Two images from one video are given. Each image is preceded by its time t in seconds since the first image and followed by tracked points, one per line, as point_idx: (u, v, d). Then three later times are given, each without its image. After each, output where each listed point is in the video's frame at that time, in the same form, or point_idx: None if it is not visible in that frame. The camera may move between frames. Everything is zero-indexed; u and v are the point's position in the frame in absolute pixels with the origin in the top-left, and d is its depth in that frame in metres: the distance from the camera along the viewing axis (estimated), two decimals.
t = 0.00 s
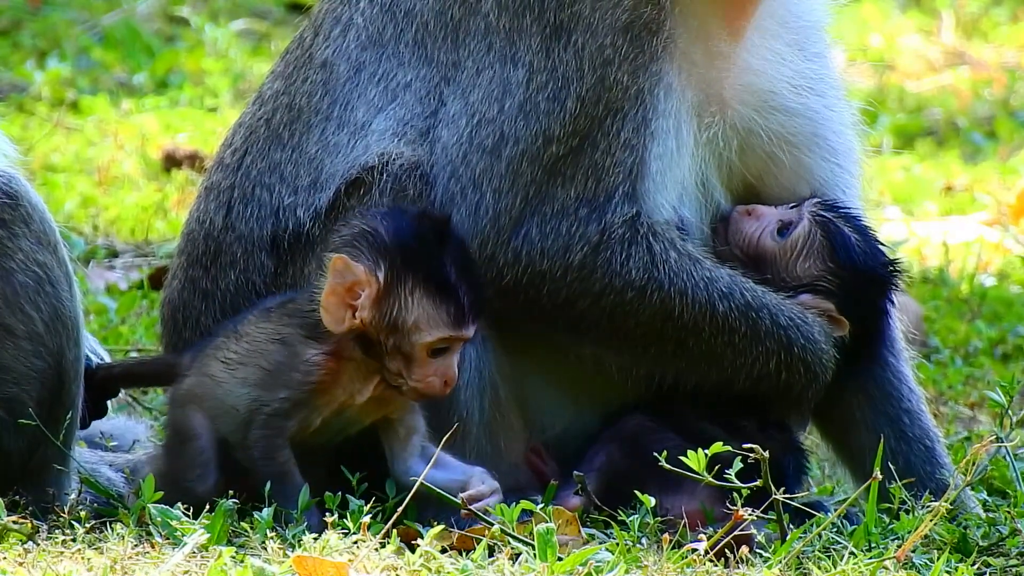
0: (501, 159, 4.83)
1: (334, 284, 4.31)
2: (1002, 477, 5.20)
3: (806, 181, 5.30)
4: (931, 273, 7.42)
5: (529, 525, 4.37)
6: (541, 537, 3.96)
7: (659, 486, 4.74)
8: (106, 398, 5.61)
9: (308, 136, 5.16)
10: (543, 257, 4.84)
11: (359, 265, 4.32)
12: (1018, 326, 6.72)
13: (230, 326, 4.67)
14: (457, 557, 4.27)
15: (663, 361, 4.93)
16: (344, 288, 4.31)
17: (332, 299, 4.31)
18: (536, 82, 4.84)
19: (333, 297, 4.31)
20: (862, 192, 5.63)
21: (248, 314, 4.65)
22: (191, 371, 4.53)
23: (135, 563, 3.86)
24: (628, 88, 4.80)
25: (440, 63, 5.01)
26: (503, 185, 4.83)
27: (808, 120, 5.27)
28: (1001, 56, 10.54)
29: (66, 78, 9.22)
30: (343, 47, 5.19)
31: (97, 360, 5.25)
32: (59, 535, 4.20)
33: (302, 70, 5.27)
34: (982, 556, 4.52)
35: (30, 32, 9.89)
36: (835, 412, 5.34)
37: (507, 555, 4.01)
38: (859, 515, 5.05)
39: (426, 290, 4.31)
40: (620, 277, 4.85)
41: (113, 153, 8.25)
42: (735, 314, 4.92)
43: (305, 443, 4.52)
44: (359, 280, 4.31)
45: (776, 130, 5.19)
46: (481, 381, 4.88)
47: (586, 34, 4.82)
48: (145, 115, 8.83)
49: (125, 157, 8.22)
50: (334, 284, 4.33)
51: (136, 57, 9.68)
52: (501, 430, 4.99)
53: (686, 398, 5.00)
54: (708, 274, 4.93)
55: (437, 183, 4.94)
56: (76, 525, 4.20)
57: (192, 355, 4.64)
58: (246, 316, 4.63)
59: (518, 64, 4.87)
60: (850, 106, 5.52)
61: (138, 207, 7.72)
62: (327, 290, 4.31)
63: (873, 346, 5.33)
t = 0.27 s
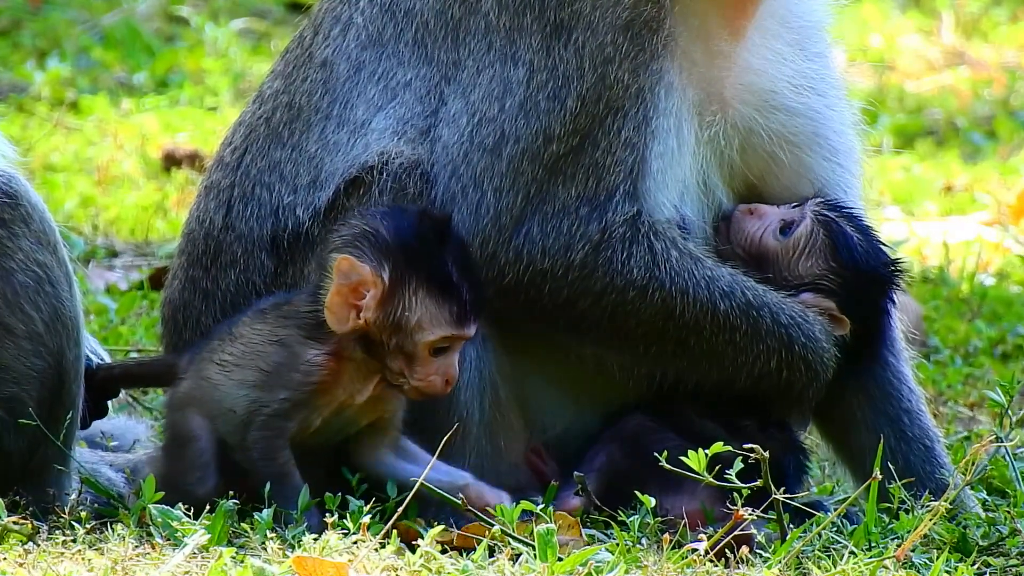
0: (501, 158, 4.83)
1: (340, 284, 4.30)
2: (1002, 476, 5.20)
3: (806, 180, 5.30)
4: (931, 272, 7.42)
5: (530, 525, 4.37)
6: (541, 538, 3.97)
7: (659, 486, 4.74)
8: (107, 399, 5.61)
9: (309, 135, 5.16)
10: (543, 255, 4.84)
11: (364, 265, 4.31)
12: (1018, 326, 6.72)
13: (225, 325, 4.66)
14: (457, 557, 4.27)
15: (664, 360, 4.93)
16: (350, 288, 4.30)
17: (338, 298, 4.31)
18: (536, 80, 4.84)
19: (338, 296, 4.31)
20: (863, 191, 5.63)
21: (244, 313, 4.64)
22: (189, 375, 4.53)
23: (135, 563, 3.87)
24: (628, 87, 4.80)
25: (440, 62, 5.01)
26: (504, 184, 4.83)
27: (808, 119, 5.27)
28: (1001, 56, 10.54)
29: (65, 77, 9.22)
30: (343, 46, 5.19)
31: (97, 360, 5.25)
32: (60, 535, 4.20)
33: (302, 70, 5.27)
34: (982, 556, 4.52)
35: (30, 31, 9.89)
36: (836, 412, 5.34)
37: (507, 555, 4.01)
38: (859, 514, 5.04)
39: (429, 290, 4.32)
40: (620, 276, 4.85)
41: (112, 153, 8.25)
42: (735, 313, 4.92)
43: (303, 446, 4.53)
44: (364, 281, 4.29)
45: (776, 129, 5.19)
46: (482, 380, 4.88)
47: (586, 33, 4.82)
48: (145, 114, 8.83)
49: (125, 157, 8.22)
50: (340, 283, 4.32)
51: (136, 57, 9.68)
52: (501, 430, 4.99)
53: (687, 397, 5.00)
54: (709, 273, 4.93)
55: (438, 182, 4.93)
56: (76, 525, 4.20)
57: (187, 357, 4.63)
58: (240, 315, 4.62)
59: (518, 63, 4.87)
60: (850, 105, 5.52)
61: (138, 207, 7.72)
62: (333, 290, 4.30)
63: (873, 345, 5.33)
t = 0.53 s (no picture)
0: (501, 160, 4.84)
1: (374, 287, 4.32)
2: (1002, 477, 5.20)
3: (806, 181, 5.30)
4: (931, 273, 7.42)
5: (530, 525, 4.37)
6: (541, 538, 3.97)
7: (660, 486, 4.74)
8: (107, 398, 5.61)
9: (309, 137, 5.16)
10: (543, 257, 4.84)
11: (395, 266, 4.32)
12: (1018, 327, 6.72)
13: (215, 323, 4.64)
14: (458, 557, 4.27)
15: (664, 362, 4.93)
16: (385, 290, 4.32)
17: (374, 302, 4.33)
18: (536, 82, 4.84)
19: (375, 299, 4.33)
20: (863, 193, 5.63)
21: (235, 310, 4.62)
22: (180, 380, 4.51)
23: (136, 563, 3.87)
24: (628, 89, 4.80)
25: (441, 64, 5.01)
26: (504, 186, 4.84)
27: (809, 121, 5.27)
28: (1001, 56, 10.54)
29: (65, 78, 9.23)
30: (343, 48, 5.20)
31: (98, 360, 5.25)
32: (60, 535, 4.20)
33: (302, 72, 5.28)
34: (982, 556, 4.53)
35: (30, 32, 9.89)
36: (836, 413, 5.34)
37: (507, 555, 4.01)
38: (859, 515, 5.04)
39: (454, 284, 4.38)
40: (620, 278, 4.85)
41: (113, 153, 8.25)
42: (735, 315, 4.92)
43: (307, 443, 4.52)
44: (398, 283, 4.31)
45: (777, 131, 5.19)
46: (481, 381, 4.87)
47: (586, 35, 4.83)
48: (145, 114, 8.83)
49: (125, 157, 8.22)
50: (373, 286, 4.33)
51: (137, 57, 9.68)
52: (502, 430, 4.99)
53: (687, 399, 4.99)
54: (709, 274, 4.94)
55: (438, 184, 4.94)
56: (76, 525, 4.20)
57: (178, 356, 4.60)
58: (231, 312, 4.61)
59: (518, 65, 4.87)
60: (850, 107, 5.53)
61: (138, 207, 7.72)
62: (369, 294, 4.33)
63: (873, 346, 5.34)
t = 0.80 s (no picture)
0: (501, 161, 4.84)
1: (397, 302, 4.37)
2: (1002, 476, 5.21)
3: (805, 181, 5.30)
4: (931, 272, 7.42)
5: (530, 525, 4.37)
6: (541, 537, 3.97)
7: (660, 486, 4.74)
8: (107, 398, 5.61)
9: (309, 137, 5.17)
10: (542, 258, 4.85)
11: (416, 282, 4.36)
12: (1018, 326, 6.73)
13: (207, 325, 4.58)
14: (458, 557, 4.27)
15: (663, 362, 4.93)
16: (406, 306, 4.36)
17: (395, 317, 4.38)
18: (536, 83, 4.84)
19: (395, 314, 4.38)
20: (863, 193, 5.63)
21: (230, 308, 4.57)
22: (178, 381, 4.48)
23: (136, 563, 3.87)
24: (628, 89, 4.80)
25: (440, 64, 5.01)
26: (503, 187, 4.84)
27: (808, 121, 5.27)
28: (1001, 56, 10.54)
29: (66, 77, 9.22)
30: (343, 48, 5.20)
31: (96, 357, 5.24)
32: (60, 535, 4.20)
33: (302, 72, 5.28)
34: (982, 556, 4.53)
35: (30, 31, 9.89)
36: (836, 412, 5.34)
37: (507, 554, 4.01)
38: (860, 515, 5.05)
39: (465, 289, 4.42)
40: (620, 278, 4.85)
41: (113, 152, 8.25)
42: (735, 315, 4.92)
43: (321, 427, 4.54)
44: (417, 299, 4.36)
45: (776, 131, 5.19)
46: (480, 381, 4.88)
47: (586, 35, 4.83)
48: (145, 114, 8.83)
49: (125, 156, 8.22)
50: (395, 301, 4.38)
51: (137, 56, 9.68)
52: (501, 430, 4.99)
53: (686, 398, 4.99)
54: (709, 274, 4.94)
55: (438, 184, 4.93)
56: (76, 525, 4.20)
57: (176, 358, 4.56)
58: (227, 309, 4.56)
59: (518, 66, 4.87)
60: (850, 106, 5.53)
61: (138, 207, 7.72)
62: (391, 309, 4.38)
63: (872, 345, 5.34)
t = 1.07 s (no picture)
0: (501, 160, 4.87)
1: (464, 302, 4.50)
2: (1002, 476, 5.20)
3: (805, 181, 5.30)
4: (931, 272, 7.42)
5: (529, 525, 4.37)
6: (541, 537, 3.97)
7: (659, 486, 4.74)
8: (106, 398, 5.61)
9: (308, 137, 5.20)
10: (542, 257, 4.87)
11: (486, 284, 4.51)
12: (1018, 326, 6.72)
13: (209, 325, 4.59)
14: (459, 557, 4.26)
15: (663, 363, 4.93)
16: (473, 307, 4.50)
17: (460, 317, 4.50)
18: (536, 82, 4.86)
19: (461, 315, 4.50)
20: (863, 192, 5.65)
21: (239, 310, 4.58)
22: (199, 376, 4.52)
23: (135, 563, 3.87)
24: (628, 90, 4.79)
25: (440, 64, 5.03)
26: (503, 187, 4.88)
27: (808, 120, 5.27)
28: (1001, 56, 10.54)
29: (65, 77, 9.23)
30: (342, 47, 5.22)
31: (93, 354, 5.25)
32: (60, 535, 4.20)
33: (301, 71, 5.31)
34: (982, 555, 4.52)
35: (30, 31, 9.89)
36: (835, 412, 5.34)
37: (507, 554, 4.01)
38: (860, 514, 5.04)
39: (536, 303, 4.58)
40: (620, 278, 4.85)
41: (112, 152, 8.25)
42: (734, 315, 4.91)
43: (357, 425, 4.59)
44: (486, 301, 4.49)
45: (776, 130, 5.19)
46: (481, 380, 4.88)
47: (586, 35, 4.83)
48: (145, 114, 8.83)
49: (125, 156, 8.22)
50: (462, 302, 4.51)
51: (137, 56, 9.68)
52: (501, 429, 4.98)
53: (686, 399, 4.99)
54: (708, 275, 4.93)
55: (438, 184, 4.95)
56: (76, 525, 4.20)
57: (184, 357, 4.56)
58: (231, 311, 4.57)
59: (518, 65, 4.89)
60: (850, 105, 5.53)
61: (138, 207, 7.72)
62: (457, 308, 4.50)
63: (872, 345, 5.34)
